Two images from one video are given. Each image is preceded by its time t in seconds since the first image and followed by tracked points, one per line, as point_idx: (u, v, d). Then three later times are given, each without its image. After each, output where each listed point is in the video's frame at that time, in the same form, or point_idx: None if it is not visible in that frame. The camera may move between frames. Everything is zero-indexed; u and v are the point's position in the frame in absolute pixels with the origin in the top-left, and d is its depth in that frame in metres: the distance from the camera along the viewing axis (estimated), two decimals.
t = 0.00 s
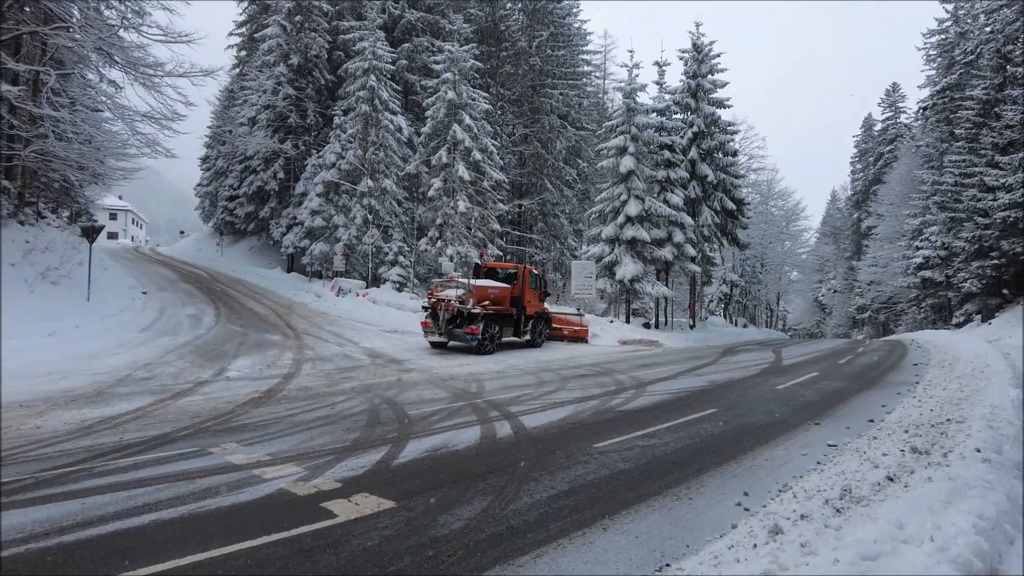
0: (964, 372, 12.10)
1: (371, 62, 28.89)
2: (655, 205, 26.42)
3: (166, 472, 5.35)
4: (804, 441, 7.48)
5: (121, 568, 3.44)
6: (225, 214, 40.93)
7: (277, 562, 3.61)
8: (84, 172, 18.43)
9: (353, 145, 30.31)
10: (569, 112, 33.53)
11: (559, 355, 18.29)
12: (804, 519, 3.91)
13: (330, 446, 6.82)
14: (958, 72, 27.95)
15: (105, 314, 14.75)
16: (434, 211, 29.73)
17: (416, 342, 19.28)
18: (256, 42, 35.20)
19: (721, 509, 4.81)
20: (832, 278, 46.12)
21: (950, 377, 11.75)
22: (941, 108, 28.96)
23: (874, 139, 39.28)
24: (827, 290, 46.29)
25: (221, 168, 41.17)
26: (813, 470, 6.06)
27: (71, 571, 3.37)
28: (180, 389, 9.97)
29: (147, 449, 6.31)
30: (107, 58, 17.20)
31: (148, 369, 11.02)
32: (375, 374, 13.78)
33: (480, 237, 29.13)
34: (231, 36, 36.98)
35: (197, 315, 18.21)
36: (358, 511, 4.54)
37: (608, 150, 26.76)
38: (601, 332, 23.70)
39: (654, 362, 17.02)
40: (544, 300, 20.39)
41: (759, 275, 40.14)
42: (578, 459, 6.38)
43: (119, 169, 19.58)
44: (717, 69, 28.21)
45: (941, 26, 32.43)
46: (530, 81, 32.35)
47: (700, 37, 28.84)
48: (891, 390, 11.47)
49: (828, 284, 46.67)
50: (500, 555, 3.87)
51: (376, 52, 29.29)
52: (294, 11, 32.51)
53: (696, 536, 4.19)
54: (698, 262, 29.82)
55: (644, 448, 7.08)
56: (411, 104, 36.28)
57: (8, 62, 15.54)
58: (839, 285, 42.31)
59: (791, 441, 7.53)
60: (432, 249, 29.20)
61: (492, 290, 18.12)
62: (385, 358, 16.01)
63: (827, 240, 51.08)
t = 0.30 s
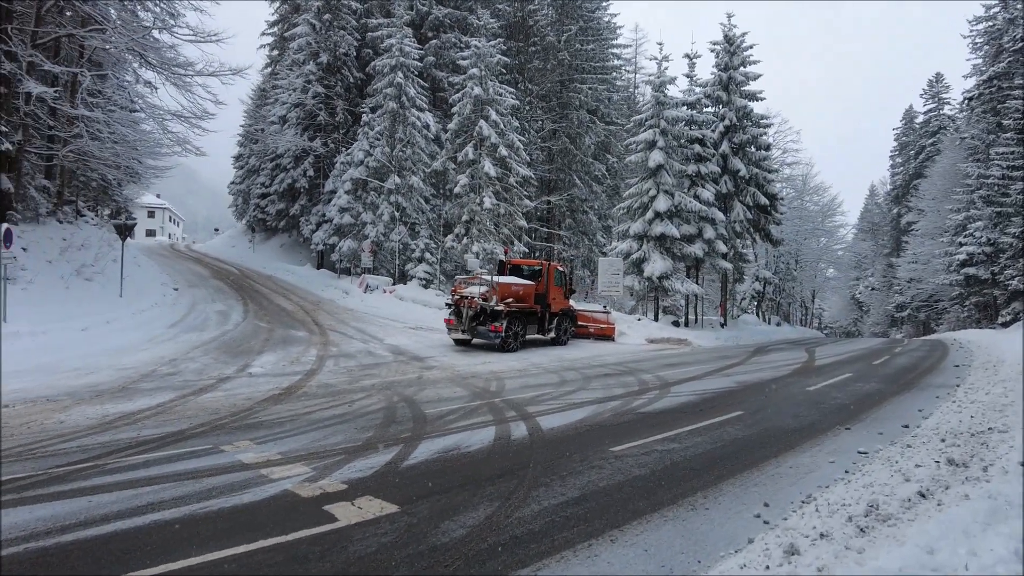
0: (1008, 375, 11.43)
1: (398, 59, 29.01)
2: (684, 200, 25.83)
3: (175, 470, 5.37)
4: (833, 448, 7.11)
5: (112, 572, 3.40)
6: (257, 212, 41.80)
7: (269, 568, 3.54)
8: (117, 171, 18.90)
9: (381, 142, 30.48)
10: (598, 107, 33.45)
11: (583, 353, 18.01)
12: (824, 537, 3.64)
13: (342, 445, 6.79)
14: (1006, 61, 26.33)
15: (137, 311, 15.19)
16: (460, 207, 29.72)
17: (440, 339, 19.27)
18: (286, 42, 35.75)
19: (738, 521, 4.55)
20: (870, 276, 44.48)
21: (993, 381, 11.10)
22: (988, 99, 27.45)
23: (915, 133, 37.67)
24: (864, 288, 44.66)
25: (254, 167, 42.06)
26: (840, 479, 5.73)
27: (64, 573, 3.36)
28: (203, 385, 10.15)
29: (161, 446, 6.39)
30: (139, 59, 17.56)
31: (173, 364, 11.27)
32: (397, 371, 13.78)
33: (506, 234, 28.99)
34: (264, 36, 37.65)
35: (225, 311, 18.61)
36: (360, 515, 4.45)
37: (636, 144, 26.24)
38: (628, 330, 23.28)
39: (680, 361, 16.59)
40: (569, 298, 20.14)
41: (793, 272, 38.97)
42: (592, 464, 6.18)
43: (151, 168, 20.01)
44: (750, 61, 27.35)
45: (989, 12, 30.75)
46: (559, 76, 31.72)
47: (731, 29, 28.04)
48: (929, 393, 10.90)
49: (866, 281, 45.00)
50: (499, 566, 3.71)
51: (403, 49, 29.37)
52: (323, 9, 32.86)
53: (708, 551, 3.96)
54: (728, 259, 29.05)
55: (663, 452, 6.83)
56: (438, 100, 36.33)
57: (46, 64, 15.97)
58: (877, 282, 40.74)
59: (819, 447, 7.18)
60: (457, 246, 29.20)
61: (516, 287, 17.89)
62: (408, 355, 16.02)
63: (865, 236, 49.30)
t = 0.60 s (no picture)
0: None
1: (416, 53, 28.95)
2: (705, 194, 25.30)
3: (175, 468, 5.36)
4: (849, 453, 6.84)
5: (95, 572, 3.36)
6: (279, 208, 42.33)
7: (251, 572, 3.48)
8: (139, 168, 19.21)
9: (399, 138, 30.51)
10: (619, 101, 33.06)
11: (600, 350, 17.72)
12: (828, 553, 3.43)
13: (344, 443, 6.73)
14: None
15: (157, 306, 15.47)
16: (478, 203, 29.58)
17: (455, 335, 19.22)
18: (307, 38, 35.99)
19: (742, 531, 4.35)
20: (898, 272, 43.17)
21: None
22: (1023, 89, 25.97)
23: (947, 125, 36.36)
24: (893, 284, 43.40)
25: (276, 163, 42.58)
26: (854, 487, 5.48)
27: (47, 573, 3.33)
28: (215, 380, 10.25)
29: (165, 442, 6.39)
30: (160, 57, 17.79)
31: (188, 360, 11.38)
32: (409, 367, 13.73)
33: (523, 229, 28.81)
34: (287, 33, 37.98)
35: (244, 307, 18.84)
36: (351, 517, 4.37)
37: (656, 138, 25.75)
38: (647, 327, 22.85)
39: (698, 359, 16.22)
40: (586, 294, 19.70)
41: (818, 269, 38.06)
42: (595, 466, 6.01)
43: (172, 165, 20.29)
44: (773, 52, 26.63)
45: None
46: (580, 69, 31.50)
47: (754, 20, 27.36)
48: (955, 395, 10.46)
49: (894, 278, 43.72)
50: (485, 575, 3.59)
51: (422, 44, 29.33)
52: (343, 5, 33.00)
53: (706, 562, 3.78)
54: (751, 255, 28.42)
55: (671, 455, 6.64)
56: (456, 96, 36.17)
57: (69, 63, 16.26)
58: (906, 279, 39.52)
59: (835, 452, 6.90)
60: (475, 241, 29.08)
61: (531, 283, 17.56)
62: (422, 352, 15.96)
63: (894, 231, 47.89)
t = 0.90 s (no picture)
0: None
1: (432, 56, 28.99)
2: (724, 193, 24.85)
3: (175, 474, 5.38)
4: (864, 461, 6.63)
5: None
6: (299, 211, 42.83)
7: None
8: (159, 173, 19.59)
9: (416, 140, 30.59)
10: (637, 99, 32.63)
11: (616, 352, 17.40)
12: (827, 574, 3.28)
13: (346, 449, 6.71)
14: None
15: (176, 310, 15.75)
16: (494, 204, 29.50)
17: (470, 337, 19.15)
18: (325, 43, 36.29)
19: (743, 546, 4.20)
20: (928, 271, 41.88)
21: None
22: None
23: (978, 118, 35.13)
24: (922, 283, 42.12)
25: (297, 167, 43.08)
26: (866, 499, 5.28)
27: None
28: (228, 384, 10.35)
29: (171, 447, 6.44)
30: (179, 63, 18.09)
31: (202, 363, 11.51)
32: (422, 370, 13.69)
33: (540, 230, 28.62)
34: (306, 38, 38.32)
35: (262, 309, 19.06)
36: (343, 527, 4.32)
37: (674, 136, 25.36)
38: (666, 328, 22.39)
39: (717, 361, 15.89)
40: (603, 294, 19.18)
41: (843, 267, 37.14)
42: (598, 475, 5.89)
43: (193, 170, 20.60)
44: (794, 47, 26.05)
45: None
46: (598, 68, 31.29)
47: (774, 15, 26.79)
48: (982, 399, 10.06)
49: (923, 276, 42.42)
50: None
51: (438, 46, 29.32)
52: (360, 9, 33.19)
53: None
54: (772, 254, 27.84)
55: (677, 462, 6.48)
56: (473, 97, 36.08)
57: (90, 71, 16.65)
58: (935, 277, 38.32)
59: (849, 461, 6.69)
60: (492, 243, 29.00)
61: (546, 284, 17.20)
62: (436, 354, 15.88)
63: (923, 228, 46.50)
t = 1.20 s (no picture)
0: None
1: (456, 60, 29.06)
2: (752, 194, 24.28)
3: (185, 478, 5.43)
4: (892, 474, 6.37)
5: None
6: (326, 215, 43.47)
7: None
8: (188, 178, 20.05)
9: (440, 144, 30.71)
10: (664, 101, 32.18)
11: (641, 357, 16.71)
12: None
13: (359, 455, 6.69)
14: None
15: (203, 313, 16.09)
16: (518, 207, 29.38)
17: (492, 341, 19.06)
18: (352, 49, 36.69)
19: (758, 563, 4.03)
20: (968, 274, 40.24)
21: None
22: None
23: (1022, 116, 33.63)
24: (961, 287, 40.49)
25: (324, 172, 43.74)
26: (892, 515, 5.04)
27: None
28: (249, 386, 10.49)
29: (187, 450, 6.52)
30: (207, 70, 18.51)
31: (225, 366, 11.67)
32: (442, 374, 13.24)
33: (564, 233, 28.39)
34: (334, 44, 38.78)
35: (287, 312, 19.33)
36: (346, 535, 4.28)
37: (700, 137, 24.89)
38: (693, 333, 21.73)
39: (744, 366, 15.49)
40: (627, 298, 18.56)
41: (877, 271, 35.96)
42: (612, 485, 5.74)
43: (220, 175, 21.03)
44: (824, 45, 25.37)
45: None
46: (623, 70, 30.94)
47: (803, 13, 26.15)
48: None
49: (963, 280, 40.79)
50: None
51: (462, 50, 29.39)
52: (386, 14, 33.52)
53: None
54: (801, 257, 27.14)
55: (695, 473, 6.28)
56: (497, 101, 36.00)
57: (122, 80, 17.16)
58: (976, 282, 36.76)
59: (875, 473, 6.42)
60: (515, 246, 28.91)
61: (568, 288, 16.67)
62: (457, 358, 15.28)
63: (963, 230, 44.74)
